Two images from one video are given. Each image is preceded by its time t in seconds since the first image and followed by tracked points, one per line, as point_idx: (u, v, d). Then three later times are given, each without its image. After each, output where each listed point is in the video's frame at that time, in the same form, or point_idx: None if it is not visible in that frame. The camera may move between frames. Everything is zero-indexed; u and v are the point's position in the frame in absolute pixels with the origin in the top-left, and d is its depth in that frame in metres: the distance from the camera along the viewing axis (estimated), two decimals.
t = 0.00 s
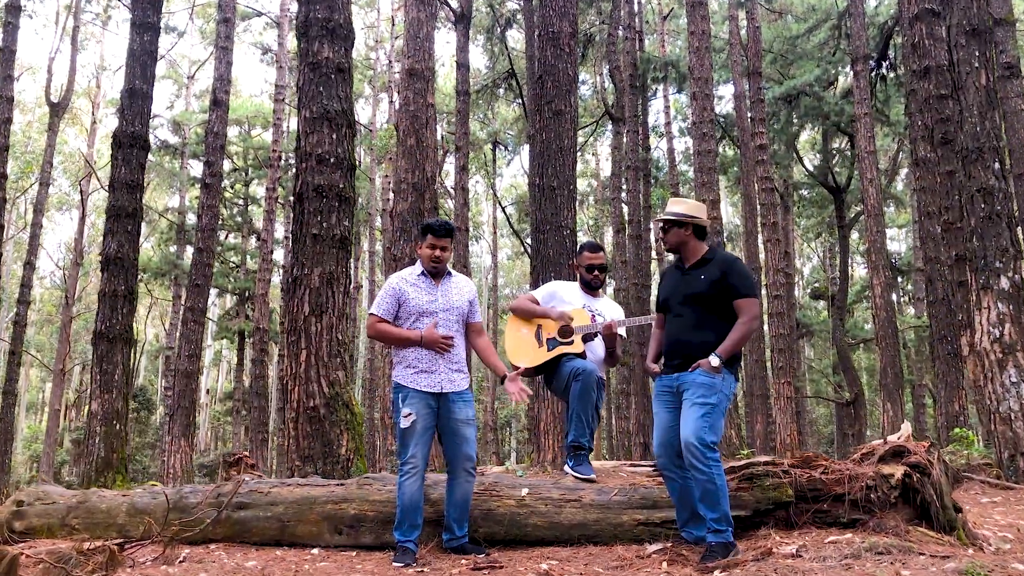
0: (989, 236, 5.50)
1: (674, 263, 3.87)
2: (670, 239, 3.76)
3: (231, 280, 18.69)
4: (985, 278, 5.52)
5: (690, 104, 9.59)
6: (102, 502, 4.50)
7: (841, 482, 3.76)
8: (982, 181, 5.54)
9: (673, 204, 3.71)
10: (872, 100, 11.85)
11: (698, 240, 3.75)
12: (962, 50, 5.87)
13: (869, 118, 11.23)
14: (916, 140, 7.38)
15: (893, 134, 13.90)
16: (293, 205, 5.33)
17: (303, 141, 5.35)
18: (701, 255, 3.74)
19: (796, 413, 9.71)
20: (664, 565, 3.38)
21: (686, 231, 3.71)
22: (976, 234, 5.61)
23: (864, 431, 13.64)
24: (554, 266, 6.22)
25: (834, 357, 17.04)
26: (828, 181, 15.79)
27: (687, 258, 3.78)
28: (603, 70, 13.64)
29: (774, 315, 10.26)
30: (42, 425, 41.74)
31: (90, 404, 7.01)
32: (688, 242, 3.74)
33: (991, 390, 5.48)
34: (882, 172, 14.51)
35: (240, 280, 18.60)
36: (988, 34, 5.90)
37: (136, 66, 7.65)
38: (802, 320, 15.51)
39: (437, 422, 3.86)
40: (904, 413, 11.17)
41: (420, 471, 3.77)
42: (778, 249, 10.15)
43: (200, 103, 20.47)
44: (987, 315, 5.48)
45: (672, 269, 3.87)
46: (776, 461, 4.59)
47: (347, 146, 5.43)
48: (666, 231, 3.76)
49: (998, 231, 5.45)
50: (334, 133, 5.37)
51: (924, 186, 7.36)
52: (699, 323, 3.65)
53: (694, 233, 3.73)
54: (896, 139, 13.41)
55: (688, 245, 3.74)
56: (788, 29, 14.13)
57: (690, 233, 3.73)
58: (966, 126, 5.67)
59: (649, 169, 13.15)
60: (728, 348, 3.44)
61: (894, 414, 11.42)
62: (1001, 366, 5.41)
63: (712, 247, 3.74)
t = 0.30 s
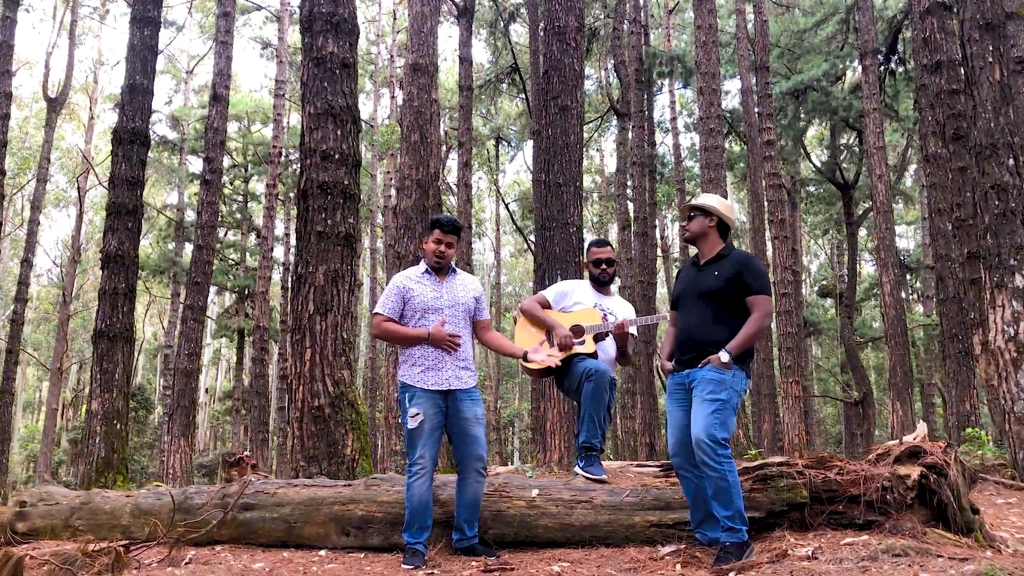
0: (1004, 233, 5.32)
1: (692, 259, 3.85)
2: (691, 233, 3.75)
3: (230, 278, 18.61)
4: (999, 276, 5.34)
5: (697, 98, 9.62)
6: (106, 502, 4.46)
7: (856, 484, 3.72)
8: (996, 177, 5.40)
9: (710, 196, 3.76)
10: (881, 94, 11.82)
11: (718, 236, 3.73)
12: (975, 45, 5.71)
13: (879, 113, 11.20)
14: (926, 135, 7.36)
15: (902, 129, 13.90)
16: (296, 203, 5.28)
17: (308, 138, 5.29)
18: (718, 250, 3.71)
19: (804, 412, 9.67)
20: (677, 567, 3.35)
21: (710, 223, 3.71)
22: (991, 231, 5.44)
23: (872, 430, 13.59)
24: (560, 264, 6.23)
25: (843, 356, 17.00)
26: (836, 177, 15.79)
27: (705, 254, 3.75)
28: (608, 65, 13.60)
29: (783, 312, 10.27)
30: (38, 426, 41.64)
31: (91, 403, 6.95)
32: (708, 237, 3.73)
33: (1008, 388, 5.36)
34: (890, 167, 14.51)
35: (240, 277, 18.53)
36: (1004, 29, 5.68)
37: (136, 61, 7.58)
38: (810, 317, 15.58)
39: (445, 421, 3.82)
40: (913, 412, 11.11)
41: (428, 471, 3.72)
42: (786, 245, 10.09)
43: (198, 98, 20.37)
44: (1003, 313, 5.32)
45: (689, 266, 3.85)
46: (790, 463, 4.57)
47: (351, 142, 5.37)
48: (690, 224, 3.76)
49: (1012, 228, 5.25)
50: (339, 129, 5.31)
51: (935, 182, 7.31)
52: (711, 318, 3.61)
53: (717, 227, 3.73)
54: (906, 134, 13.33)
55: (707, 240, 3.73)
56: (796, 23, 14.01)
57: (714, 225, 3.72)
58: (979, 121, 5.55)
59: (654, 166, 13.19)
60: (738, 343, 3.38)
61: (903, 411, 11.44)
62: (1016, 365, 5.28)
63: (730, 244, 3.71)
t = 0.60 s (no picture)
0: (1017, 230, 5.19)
1: (708, 252, 3.81)
2: (706, 224, 3.72)
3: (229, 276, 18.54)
4: (1013, 272, 5.16)
5: (703, 94, 9.60)
6: (108, 502, 4.42)
7: (870, 483, 3.72)
8: (1009, 173, 5.29)
9: (715, 190, 3.71)
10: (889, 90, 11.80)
11: (732, 228, 3.68)
12: (987, 39, 5.48)
13: (887, 108, 11.17)
14: (935, 132, 7.33)
15: (909, 124, 13.85)
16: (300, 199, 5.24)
17: (312, 133, 5.24)
18: (732, 242, 3.66)
19: (811, 411, 9.65)
20: (689, 567, 3.32)
21: (727, 214, 3.67)
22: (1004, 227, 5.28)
23: (879, 428, 13.55)
24: (566, 262, 6.24)
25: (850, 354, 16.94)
26: (844, 173, 15.86)
27: (719, 247, 3.72)
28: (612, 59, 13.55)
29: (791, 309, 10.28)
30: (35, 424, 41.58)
31: (91, 403, 6.89)
32: (723, 229, 3.70)
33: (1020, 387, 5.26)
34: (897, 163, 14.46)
35: (239, 275, 18.47)
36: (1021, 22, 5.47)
37: (136, 56, 7.51)
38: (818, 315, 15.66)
39: (453, 419, 3.78)
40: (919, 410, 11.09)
41: (437, 470, 3.68)
42: (791, 241, 10.04)
43: (197, 93, 20.27)
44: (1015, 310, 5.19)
45: (705, 259, 3.81)
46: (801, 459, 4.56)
47: (354, 137, 5.32)
48: (704, 215, 3.73)
49: None
50: (342, 125, 5.25)
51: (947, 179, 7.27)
52: (724, 311, 3.57)
53: (733, 219, 3.70)
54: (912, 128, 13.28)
55: (722, 232, 3.70)
56: (801, 17, 13.95)
57: (730, 217, 3.69)
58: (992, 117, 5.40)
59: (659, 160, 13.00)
60: (747, 339, 3.32)
61: (912, 409, 11.51)
62: None
63: (744, 235, 3.65)
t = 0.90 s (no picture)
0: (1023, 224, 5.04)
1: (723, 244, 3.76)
2: (720, 216, 3.66)
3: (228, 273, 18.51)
4: None
5: (709, 88, 9.58)
6: (110, 502, 4.39)
7: (882, 481, 3.71)
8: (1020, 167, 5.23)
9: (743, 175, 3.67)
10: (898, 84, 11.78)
11: (747, 219, 3.62)
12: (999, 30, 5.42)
13: (895, 102, 11.10)
14: (944, 126, 7.26)
15: (915, 118, 13.77)
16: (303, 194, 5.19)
17: (315, 127, 5.19)
18: (745, 233, 3.61)
19: (819, 410, 9.63)
20: (700, 567, 3.28)
21: (741, 205, 3.61)
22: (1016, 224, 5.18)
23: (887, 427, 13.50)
24: (571, 258, 6.26)
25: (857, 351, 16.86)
26: (851, 169, 15.92)
27: (733, 238, 3.66)
28: (616, 54, 13.53)
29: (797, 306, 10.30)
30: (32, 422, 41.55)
31: (89, 401, 6.82)
32: (737, 220, 3.63)
33: None
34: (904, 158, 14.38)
35: (238, 272, 18.42)
36: None
37: (135, 51, 7.46)
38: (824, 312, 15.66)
39: (463, 417, 3.75)
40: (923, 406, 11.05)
41: (446, 468, 3.68)
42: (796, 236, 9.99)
43: (195, 88, 20.17)
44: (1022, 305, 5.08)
45: (721, 251, 3.77)
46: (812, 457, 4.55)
47: (357, 132, 5.27)
48: (717, 206, 3.67)
49: None
50: (345, 119, 5.20)
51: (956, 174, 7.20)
52: (739, 306, 3.53)
53: (748, 210, 3.63)
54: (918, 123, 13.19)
55: (736, 223, 3.63)
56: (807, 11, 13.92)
57: (746, 208, 3.62)
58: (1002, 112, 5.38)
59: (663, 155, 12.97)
60: (760, 335, 3.27)
61: (921, 407, 11.65)
62: None
63: (759, 226, 3.59)
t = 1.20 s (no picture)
0: None
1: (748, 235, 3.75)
2: (746, 206, 3.67)
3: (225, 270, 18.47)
4: None
5: (714, 83, 9.66)
6: (111, 502, 4.36)
7: (894, 481, 3.74)
8: None
9: (779, 167, 3.67)
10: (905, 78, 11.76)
11: (773, 210, 3.61)
12: (1009, 26, 5.62)
13: (902, 97, 11.07)
14: (953, 121, 7.21)
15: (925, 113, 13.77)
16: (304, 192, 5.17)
17: (317, 123, 5.15)
18: (769, 224, 3.59)
19: (824, 408, 9.61)
20: (711, 568, 3.30)
21: (772, 195, 3.61)
22: None
23: (895, 426, 13.47)
24: (575, 255, 6.34)
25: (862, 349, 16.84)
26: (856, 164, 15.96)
27: (757, 229, 3.65)
28: (619, 48, 13.49)
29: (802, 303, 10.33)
30: (27, 421, 41.43)
31: (87, 401, 6.76)
32: (763, 211, 3.63)
33: None
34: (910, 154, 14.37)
35: (235, 270, 18.38)
36: None
37: (133, 45, 7.40)
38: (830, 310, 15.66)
39: (480, 416, 3.87)
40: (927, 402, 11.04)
41: (458, 467, 3.76)
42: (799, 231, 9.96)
43: (191, 83, 20.06)
44: None
45: (745, 242, 3.75)
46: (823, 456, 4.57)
47: (359, 128, 5.23)
48: (747, 193, 3.67)
49: None
50: (348, 115, 5.17)
51: (964, 169, 7.18)
52: (756, 300, 3.51)
53: (778, 201, 3.62)
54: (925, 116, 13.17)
55: (763, 214, 3.63)
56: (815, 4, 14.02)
57: (776, 198, 3.62)
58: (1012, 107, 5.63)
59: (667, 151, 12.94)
60: (774, 333, 3.24)
61: (929, 406, 11.74)
62: None
63: (784, 218, 3.57)
